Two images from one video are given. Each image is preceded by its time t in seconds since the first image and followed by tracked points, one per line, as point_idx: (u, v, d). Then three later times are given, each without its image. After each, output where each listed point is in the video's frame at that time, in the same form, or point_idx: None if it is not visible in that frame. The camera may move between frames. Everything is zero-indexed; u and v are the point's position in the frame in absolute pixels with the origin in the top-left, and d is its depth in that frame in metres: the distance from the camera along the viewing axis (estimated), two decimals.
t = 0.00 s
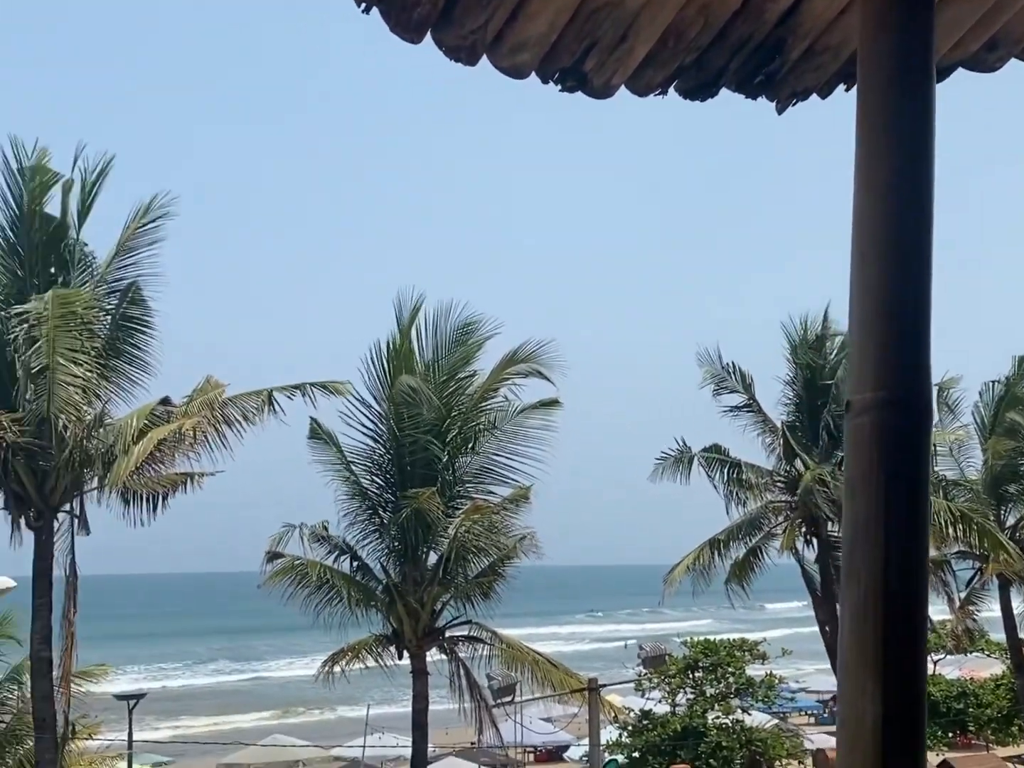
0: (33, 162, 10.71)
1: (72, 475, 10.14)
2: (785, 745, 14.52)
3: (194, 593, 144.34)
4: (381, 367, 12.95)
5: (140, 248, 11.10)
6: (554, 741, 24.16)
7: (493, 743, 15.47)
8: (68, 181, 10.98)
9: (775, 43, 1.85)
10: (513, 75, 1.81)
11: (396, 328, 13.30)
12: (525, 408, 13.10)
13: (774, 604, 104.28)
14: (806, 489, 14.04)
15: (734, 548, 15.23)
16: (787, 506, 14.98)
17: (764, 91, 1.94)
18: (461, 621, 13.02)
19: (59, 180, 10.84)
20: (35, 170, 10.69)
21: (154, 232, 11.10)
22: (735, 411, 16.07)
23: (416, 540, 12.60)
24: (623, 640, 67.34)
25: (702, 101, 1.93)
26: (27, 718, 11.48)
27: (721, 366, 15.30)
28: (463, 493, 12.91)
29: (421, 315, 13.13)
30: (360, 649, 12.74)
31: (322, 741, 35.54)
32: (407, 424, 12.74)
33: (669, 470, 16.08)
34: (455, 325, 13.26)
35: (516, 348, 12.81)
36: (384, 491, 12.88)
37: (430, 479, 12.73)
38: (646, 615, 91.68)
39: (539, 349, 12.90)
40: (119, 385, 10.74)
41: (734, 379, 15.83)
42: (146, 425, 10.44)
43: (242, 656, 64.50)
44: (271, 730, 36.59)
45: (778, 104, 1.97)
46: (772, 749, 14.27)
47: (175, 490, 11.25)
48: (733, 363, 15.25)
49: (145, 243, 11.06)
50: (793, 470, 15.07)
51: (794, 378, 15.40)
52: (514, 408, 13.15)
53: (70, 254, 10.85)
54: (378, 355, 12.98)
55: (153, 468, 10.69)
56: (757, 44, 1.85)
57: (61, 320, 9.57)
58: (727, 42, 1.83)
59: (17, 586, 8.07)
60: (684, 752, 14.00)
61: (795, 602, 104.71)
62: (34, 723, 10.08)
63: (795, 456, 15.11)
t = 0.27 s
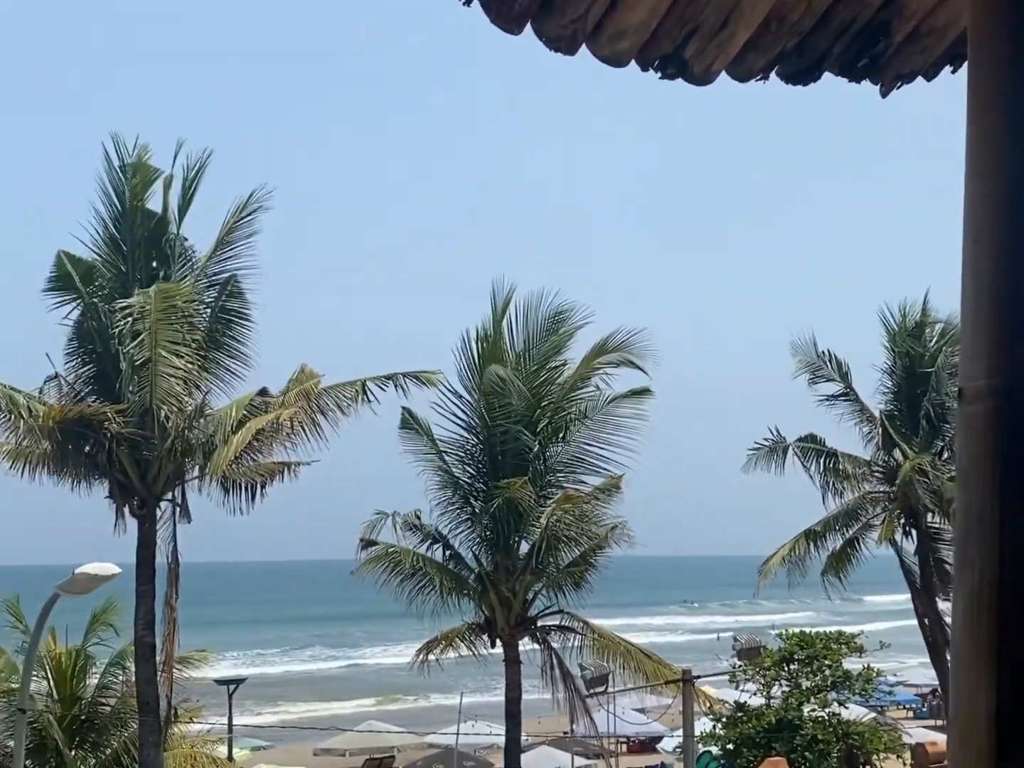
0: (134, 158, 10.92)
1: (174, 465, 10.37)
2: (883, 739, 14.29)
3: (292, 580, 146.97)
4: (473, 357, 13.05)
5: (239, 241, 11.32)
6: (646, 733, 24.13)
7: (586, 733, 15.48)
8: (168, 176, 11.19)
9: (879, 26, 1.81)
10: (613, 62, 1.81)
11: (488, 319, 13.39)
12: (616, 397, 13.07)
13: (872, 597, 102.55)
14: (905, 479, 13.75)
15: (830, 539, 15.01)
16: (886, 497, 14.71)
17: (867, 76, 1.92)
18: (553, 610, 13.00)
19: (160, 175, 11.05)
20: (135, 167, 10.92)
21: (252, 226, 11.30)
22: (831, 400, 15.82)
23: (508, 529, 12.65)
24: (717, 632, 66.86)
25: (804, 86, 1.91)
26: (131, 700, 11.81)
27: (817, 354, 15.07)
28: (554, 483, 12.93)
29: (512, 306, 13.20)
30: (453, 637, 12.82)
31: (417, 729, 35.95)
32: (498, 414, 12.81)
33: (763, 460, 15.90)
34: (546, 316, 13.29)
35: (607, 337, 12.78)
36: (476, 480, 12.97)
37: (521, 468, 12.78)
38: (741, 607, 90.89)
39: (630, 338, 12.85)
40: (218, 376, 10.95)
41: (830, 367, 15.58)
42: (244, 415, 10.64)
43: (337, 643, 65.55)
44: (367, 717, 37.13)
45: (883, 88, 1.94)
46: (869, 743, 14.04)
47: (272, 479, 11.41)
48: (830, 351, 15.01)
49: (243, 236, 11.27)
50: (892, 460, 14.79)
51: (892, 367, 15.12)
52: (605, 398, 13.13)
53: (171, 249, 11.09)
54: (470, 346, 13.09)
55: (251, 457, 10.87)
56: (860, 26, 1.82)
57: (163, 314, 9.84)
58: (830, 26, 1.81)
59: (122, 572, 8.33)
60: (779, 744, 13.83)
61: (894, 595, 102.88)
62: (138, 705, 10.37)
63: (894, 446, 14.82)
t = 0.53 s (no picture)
0: (236, 154, 11.11)
1: (276, 456, 10.54)
2: (990, 737, 13.95)
3: (391, 570, 148.73)
4: (568, 349, 13.05)
5: (338, 237, 11.47)
6: (745, 727, 23.92)
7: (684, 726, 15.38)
8: (270, 172, 11.37)
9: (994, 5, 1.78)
10: (719, 50, 1.81)
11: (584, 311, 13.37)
12: (713, 389, 12.96)
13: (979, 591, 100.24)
14: (1013, 472, 13.40)
15: (934, 533, 14.69)
16: (993, 490, 14.35)
17: (983, 55, 1.88)
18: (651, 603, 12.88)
19: (261, 171, 11.23)
20: (238, 163, 11.11)
21: (351, 221, 11.45)
22: (935, 391, 15.47)
23: (604, 521, 12.64)
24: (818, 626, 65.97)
25: (916, 68, 1.88)
26: (235, 686, 12.07)
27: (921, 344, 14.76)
28: (651, 475, 12.87)
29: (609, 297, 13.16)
30: (549, 628, 12.81)
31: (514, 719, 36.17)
32: (594, 406, 12.80)
33: (864, 452, 15.62)
34: (642, 307, 13.23)
35: (705, 328, 12.68)
36: (572, 472, 12.98)
37: (617, 460, 12.76)
38: (843, 601, 89.51)
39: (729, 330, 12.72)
40: (319, 368, 11.11)
41: (935, 357, 15.24)
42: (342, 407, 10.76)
43: (436, 632, 66.24)
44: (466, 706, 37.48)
45: (998, 68, 1.90)
46: (976, 741, 13.72)
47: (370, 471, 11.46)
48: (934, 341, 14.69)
49: (342, 231, 11.41)
50: (1000, 452, 14.42)
51: (999, 357, 14.73)
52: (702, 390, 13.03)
53: (273, 244, 11.29)
54: (566, 338, 13.09)
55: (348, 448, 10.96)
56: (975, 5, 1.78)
57: (265, 309, 10.03)
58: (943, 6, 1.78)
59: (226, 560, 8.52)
60: (882, 741, 13.58)
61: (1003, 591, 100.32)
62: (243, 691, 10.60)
63: (1002, 438, 14.44)
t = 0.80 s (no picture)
0: (340, 151, 11.30)
1: (380, 448, 10.69)
2: None
3: (492, 562, 149.42)
4: (670, 342, 13.01)
5: (440, 232, 11.61)
6: (851, 722, 23.60)
7: (787, 719, 15.26)
8: (371, 167, 11.54)
9: None
10: (833, 34, 1.89)
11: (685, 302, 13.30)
12: (817, 381, 12.79)
13: None
14: None
15: None
16: None
17: None
18: (753, 597, 12.81)
19: (364, 167, 11.41)
20: (341, 159, 11.30)
21: (452, 216, 11.56)
22: None
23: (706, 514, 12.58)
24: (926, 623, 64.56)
25: None
26: (340, 673, 12.30)
27: None
28: (754, 468, 12.77)
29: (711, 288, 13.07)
30: (649, 621, 12.75)
31: (615, 711, 36.18)
32: (695, 398, 12.74)
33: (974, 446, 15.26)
34: (745, 299, 13.11)
35: (809, 320, 12.52)
36: (673, 465, 12.94)
37: (718, 453, 12.70)
38: (953, 598, 87.43)
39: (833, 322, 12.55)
40: (420, 361, 11.25)
41: None
42: (444, 400, 10.89)
43: (537, 624, 66.43)
44: (568, 698, 37.61)
45: None
46: None
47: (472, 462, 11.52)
48: None
49: (442, 227, 11.54)
50: None
51: None
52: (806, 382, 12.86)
53: (375, 239, 11.46)
54: (666, 330, 13.05)
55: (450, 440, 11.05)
56: None
57: (368, 303, 10.20)
58: None
59: (332, 551, 8.69)
60: (992, 740, 13.29)
61: None
62: (347, 678, 10.80)
63: None
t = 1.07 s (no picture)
0: (442, 145, 11.33)
1: (482, 440, 10.67)
2: None
3: (594, 556, 149.04)
4: (776, 334, 12.78)
5: (541, 223, 11.56)
6: (961, 723, 23.01)
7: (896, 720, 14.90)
8: (473, 162, 11.54)
9: None
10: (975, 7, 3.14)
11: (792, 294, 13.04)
12: (930, 374, 12.44)
13: None
14: None
15: None
16: None
17: None
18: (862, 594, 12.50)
19: (466, 161, 11.42)
20: (443, 154, 11.32)
21: (552, 208, 11.50)
22: None
23: (813, 508, 12.34)
24: None
25: None
26: (443, 663, 12.37)
27: None
28: (863, 463, 12.48)
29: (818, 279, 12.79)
30: (754, 616, 12.56)
31: (718, 707, 35.80)
32: (802, 391, 12.50)
33: None
34: (854, 289, 12.79)
35: (921, 311, 12.19)
36: (779, 459, 12.73)
37: (826, 447, 12.44)
38: None
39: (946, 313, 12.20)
40: (521, 354, 11.22)
41: None
42: (546, 392, 10.85)
43: (638, 619, 66.04)
44: (669, 694, 37.30)
45: None
46: None
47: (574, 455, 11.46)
48: None
49: (544, 218, 11.48)
50: None
51: None
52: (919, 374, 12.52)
53: (477, 232, 11.44)
54: (773, 322, 12.82)
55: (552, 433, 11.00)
56: None
57: (470, 295, 10.21)
58: None
59: (436, 542, 8.71)
60: None
61: None
62: (451, 669, 10.84)
63: None
